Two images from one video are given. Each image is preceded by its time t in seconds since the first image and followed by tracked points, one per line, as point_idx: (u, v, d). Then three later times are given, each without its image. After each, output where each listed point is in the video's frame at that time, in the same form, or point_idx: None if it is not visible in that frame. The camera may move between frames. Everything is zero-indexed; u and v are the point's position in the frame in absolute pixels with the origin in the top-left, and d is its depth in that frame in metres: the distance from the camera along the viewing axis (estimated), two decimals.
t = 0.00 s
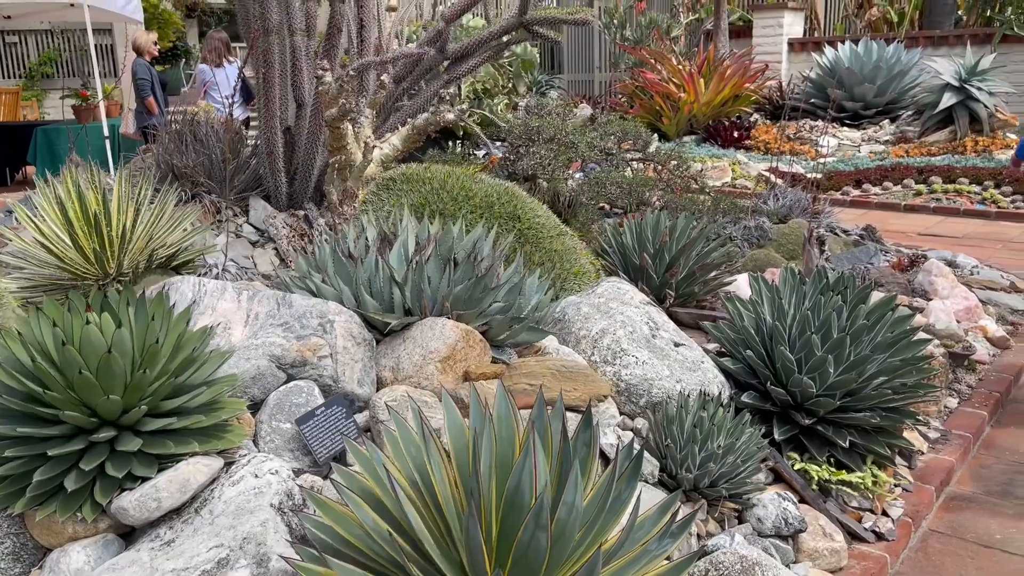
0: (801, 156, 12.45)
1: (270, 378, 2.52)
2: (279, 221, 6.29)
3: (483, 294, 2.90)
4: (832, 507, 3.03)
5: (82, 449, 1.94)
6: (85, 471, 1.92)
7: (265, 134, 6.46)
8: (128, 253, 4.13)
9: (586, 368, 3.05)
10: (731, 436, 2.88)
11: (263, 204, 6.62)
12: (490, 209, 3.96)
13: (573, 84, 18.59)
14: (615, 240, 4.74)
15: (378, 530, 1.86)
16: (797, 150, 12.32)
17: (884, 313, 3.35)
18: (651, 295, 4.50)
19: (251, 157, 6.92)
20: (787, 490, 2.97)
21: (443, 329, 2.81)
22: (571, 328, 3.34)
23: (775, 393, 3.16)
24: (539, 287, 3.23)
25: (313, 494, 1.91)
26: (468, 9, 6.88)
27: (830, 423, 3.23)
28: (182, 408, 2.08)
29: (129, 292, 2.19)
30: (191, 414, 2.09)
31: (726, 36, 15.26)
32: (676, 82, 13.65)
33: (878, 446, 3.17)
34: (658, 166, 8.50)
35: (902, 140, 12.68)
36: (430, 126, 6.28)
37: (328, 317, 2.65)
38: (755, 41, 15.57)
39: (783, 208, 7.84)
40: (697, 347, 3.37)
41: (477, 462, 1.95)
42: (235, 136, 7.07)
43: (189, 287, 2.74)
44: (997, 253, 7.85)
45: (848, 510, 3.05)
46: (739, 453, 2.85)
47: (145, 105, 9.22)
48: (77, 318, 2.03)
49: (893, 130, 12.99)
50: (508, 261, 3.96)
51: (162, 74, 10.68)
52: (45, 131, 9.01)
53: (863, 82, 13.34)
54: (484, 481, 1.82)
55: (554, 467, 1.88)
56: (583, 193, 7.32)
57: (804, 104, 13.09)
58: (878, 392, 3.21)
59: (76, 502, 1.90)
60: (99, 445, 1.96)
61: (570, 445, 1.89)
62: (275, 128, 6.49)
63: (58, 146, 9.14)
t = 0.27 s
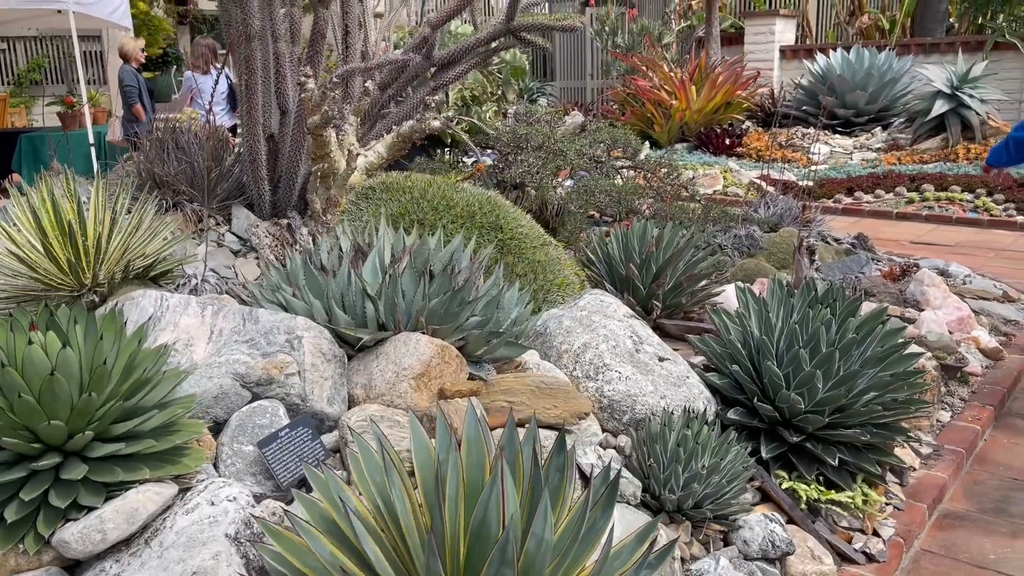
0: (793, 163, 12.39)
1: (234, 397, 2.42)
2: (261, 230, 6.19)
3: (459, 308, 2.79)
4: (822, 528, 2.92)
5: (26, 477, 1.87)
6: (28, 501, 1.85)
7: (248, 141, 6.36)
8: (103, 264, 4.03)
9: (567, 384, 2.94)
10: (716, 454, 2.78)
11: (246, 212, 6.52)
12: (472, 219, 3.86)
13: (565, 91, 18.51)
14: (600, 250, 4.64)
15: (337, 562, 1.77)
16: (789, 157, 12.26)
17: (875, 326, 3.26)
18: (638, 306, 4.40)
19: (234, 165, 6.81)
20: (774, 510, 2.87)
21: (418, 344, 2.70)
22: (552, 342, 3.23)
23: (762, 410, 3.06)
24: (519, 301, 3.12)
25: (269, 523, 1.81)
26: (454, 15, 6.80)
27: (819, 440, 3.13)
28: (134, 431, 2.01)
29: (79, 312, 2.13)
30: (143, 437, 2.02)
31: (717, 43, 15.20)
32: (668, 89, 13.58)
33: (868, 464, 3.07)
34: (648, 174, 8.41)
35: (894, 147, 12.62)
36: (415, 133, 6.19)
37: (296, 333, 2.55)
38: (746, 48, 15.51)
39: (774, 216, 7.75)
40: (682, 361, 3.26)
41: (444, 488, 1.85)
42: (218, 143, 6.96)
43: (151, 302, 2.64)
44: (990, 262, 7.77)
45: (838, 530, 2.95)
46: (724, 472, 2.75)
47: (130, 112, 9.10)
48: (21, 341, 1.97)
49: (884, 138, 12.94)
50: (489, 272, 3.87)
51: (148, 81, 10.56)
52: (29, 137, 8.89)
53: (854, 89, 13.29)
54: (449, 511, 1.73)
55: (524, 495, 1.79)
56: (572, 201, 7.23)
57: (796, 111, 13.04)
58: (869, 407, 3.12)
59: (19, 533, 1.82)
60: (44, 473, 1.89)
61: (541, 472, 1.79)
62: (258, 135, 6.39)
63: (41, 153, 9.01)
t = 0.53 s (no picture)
0: (785, 167, 12.33)
1: (194, 417, 2.32)
2: (243, 237, 6.09)
3: (433, 322, 2.69)
4: (809, 547, 2.82)
5: None
6: None
7: (230, 147, 6.26)
8: (77, 273, 3.92)
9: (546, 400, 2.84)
10: (699, 472, 2.69)
11: (228, 219, 6.41)
12: (452, 228, 3.77)
13: (556, 95, 18.47)
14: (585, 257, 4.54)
15: None
16: (780, 162, 12.20)
17: (864, 338, 3.18)
18: (623, 316, 4.30)
19: (217, 171, 6.71)
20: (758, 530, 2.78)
21: (389, 360, 2.60)
22: (532, 355, 3.14)
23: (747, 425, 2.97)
24: (497, 313, 3.02)
25: (219, 555, 1.72)
26: (440, 19, 6.71)
27: (806, 455, 3.04)
28: (80, 456, 1.96)
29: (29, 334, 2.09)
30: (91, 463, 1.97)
31: (709, 47, 15.15)
32: (659, 94, 13.56)
33: (856, 480, 2.97)
34: (638, 179, 8.33)
35: (886, 152, 12.56)
36: (399, 139, 6.10)
37: (261, 349, 2.45)
38: (738, 52, 15.45)
39: (764, 222, 7.67)
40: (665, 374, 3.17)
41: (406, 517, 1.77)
42: (199, 148, 6.85)
43: (109, 316, 2.54)
44: (981, 268, 7.70)
45: (825, 549, 2.86)
46: (708, 491, 2.66)
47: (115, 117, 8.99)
48: None
49: (876, 142, 12.88)
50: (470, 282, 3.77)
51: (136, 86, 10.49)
52: (13, 143, 8.77)
53: (846, 94, 13.27)
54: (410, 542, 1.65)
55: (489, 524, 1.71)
56: (560, 208, 7.14)
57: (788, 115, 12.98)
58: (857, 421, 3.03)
59: None
60: None
61: (506, 499, 1.71)
62: (240, 141, 6.29)
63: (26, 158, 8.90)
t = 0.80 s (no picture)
0: (777, 170, 12.29)
1: (156, 433, 2.25)
2: (227, 243, 6.01)
3: (408, 332, 2.62)
4: (794, 562, 2.76)
5: None
6: None
7: (214, 152, 6.19)
8: (56, 280, 3.95)
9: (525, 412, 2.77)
10: (680, 486, 2.62)
11: (212, 224, 6.34)
12: (433, 234, 3.70)
13: (549, 98, 18.43)
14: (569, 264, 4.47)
15: None
16: (773, 164, 12.15)
17: (850, 347, 3.11)
18: (609, 322, 4.23)
19: (201, 176, 6.64)
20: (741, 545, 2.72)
21: (361, 372, 2.53)
22: (512, 365, 3.07)
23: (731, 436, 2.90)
24: (475, 322, 2.95)
25: None
26: (427, 21, 6.65)
27: (792, 467, 2.98)
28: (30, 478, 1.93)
29: None
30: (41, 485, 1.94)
31: (701, 49, 15.11)
32: (652, 96, 13.53)
33: (843, 492, 2.90)
34: (628, 183, 8.27)
35: (878, 154, 12.53)
36: (385, 143, 6.03)
37: (227, 362, 2.38)
38: (731, 54, 15.40)
39: (755, 225, 7.62)
40: (648, 384, 3.10)
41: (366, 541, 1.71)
42: (184, 152, 6.77)
43: (69, 329, 2.46)
44: (973, 272, 7.65)
45: (811, 563, 2.79)
46: (689, 506, 2.59)
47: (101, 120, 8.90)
48: None
49: (869, 144, 12.84)
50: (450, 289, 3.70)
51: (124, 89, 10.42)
52: None
53: (838, 96, 13.24)
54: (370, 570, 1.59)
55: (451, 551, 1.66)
56: (549, 212, 7.07)
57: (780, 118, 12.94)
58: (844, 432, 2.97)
59: None
60: None
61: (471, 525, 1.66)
62: (224, 146, 6.22)
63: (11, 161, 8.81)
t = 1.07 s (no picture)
0: (770, 171, 12.23)
1: (112, 449, 2.19)
2: (209, 247, 5.93)
3: (379, 342, 2.53)
4: None
5: None
6: None
7: (197, 154, 6.11)
8: (32, 286, 4.12)
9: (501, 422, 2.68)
10: (659, 498, 2.54)
11: (195, 227, 6.25)
12: (412, 238, 3.62)
13: (543, 98, 18.37)
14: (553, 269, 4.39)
15: None
16: (766, 166, 12.09)
17: (836, 354, 3.04)
18: (594, 328, 4.15)
19: (184, 179, 6.57)
20: (723, 560, 2.64)
21: (330, 384, 2.44)
22: (490, 373, 2.99)
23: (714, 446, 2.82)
24: (451, 330, 2.87)
25: None
26: (413, 21, 6.57)
27: (777, 478, 2.90)
28: None
29: None
30: None
31: (694, 50, 15.04)
32: (644, 97, 13.47)
33: (828, 504, 2.83)
34: (618, 185, 8.20)
35: (872, 155, 12.47)
36: (370, 145, 5.95)
37: (190, 374, 2.30)
38: (724, 55, 15.35)
39: (746, 227, 7.55)
40: (630, 392, 3.02)
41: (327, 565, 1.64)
42: (167, 154, 6.69)
43: (23, 340, 2.39)
44: (966, 274, 7.58)
45: None
46: (669, 520, 2.51)
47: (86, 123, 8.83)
48: None
49: (862, 145, 12.78)
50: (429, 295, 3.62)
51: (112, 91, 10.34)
52: None
53: (831, 96, 13.18)
54: None
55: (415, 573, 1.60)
56: (538, 214, 7.00)
57: (773, 119, 12.87)
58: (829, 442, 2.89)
59: None
60: None
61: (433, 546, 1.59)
62: (207, 148, 6.14)
63: None
